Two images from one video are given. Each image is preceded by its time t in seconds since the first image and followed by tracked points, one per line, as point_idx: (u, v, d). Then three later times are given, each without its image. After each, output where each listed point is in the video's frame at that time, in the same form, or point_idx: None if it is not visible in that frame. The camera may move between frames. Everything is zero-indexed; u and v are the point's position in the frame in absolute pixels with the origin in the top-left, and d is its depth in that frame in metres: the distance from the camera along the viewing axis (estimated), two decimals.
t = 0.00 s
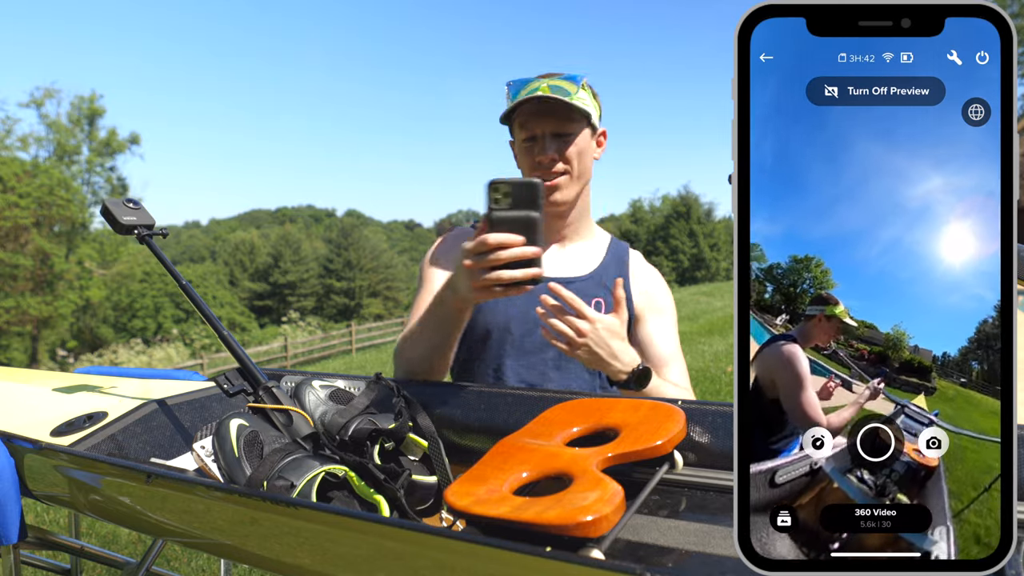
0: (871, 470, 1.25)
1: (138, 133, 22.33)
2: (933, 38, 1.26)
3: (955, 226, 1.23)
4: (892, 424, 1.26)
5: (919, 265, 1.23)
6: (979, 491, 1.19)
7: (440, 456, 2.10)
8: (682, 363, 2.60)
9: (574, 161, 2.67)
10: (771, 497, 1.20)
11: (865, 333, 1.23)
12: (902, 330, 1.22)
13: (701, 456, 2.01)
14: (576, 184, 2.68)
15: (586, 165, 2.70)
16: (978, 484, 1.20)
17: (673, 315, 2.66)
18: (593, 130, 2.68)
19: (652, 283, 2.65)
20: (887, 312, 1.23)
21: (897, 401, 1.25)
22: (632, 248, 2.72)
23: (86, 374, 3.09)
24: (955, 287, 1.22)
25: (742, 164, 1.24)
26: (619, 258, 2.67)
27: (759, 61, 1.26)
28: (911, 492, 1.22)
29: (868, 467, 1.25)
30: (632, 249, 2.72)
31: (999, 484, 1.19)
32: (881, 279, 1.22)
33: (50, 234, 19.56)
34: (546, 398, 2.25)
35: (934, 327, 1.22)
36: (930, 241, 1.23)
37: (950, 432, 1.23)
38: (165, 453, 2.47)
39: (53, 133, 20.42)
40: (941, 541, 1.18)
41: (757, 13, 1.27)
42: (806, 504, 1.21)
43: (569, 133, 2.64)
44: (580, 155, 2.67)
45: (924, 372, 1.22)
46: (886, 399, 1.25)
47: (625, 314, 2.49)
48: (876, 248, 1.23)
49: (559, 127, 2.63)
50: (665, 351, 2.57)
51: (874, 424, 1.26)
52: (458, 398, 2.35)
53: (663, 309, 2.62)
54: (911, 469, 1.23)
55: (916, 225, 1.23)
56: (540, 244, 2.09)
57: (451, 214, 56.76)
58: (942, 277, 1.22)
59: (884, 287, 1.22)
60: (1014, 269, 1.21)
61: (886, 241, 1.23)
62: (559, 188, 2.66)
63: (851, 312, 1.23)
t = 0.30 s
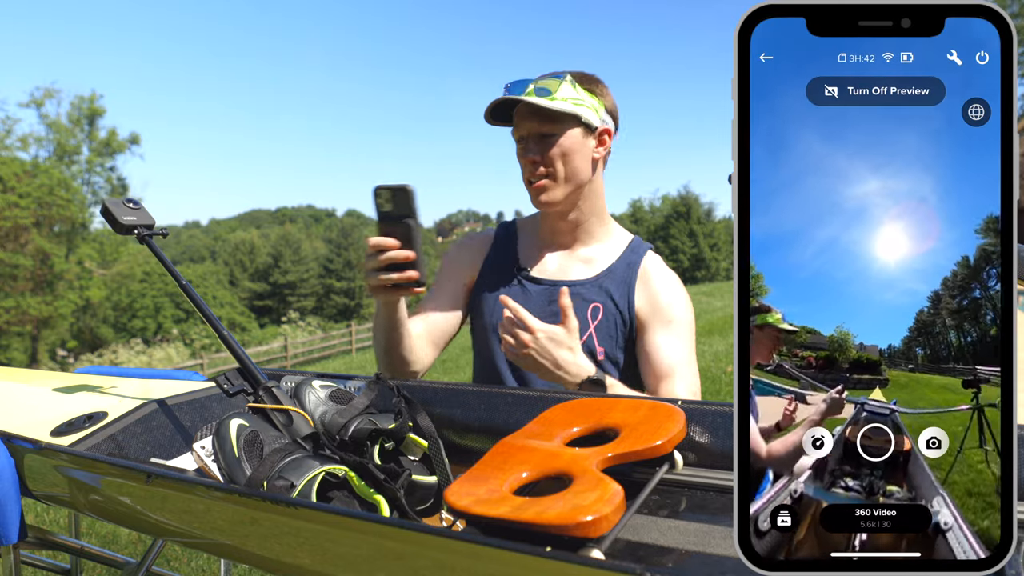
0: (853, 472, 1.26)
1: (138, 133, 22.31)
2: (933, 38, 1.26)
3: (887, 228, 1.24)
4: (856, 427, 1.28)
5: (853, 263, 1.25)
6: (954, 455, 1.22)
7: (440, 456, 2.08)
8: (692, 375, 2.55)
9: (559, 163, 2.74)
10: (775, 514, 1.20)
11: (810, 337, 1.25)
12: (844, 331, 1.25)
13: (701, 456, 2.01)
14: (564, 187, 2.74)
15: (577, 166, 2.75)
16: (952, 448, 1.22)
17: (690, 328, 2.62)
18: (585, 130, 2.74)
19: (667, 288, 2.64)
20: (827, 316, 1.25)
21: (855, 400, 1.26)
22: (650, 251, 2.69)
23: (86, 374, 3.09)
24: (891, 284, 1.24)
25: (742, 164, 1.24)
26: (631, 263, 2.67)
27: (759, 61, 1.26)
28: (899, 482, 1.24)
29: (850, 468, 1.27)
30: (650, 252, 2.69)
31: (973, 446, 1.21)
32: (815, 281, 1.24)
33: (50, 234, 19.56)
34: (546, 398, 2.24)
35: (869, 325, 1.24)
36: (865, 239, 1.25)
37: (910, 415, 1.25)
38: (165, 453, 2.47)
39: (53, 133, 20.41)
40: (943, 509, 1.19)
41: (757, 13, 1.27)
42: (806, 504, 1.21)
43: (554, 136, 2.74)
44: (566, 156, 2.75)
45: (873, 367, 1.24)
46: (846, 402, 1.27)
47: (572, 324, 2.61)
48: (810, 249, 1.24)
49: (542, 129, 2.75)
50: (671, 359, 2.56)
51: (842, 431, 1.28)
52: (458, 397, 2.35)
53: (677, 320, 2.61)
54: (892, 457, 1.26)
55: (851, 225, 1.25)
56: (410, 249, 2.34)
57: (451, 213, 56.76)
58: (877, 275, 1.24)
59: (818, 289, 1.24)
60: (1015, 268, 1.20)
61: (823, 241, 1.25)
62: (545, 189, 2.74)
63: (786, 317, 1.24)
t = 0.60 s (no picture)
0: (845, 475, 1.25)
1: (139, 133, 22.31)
2: (933, 38, 1.27)
3: (819, 229, 1.24)
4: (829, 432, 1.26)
5: (791, 261, 1.24)
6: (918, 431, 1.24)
7: (440, 456, 2.08)
8: (693, 386, 2.42)
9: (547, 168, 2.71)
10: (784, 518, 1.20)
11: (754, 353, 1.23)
12: (783, 343, 1.23)
13: (701, 456, 2.01)
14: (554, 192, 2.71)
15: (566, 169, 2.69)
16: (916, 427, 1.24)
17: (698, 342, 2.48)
18: (574, 133, 2.68)
19: (677, 289, 2.54)
20: (763, 324, 1.23)
21: (813, 414, 1.25)
22: (666, 250, 2.62)
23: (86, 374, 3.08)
24: (825, 285, 1.24)
25: (742, 164, 1.25)
26: (639, 265, 2.61)
27: (759, 61, 1.26)
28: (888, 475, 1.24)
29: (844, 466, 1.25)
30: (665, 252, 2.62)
31: (935, 419, 1.23)
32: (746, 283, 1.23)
33: (50, 234, 19.56)
34: (546, 398, 2.25)
35: (804, 327, 1.24)
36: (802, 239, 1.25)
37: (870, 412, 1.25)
38: (165, 453, 2.47)
39: (54, 133, 20.41)
40: (932, 481, 1.23)
41: (757, 13, 1.27)
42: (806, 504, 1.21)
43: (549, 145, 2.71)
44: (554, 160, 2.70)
45: (822, 376, 1.25)
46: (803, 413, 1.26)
47: (538, 331, 2.57)
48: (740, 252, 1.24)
49: (531, 135, 2.72)
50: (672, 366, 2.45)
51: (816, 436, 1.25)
52: (458, 398, 2.35)
53: (681, 329, 2.48)
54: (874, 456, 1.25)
55: (784, 227, 1.25)
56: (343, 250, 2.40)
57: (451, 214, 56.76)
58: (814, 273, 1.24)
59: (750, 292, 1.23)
60: (1015, 268, 1.21)
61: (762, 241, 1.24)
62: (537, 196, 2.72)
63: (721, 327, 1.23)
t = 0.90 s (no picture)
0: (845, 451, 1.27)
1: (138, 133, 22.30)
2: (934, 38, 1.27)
3: (766, 229, 1.24)
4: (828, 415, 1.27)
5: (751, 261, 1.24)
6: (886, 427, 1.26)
7: (440, 456, 2.08)
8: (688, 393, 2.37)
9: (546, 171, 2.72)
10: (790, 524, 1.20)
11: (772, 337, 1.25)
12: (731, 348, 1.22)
13: (701, 456, 2.01)
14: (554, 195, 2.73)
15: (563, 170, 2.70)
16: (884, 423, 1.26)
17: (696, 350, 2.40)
18: (568, 135, 2.67)
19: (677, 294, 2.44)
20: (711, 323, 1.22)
21: (776, 436, 1.23)
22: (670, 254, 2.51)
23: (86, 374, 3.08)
24: (771, 291, 1.24)
25: (742, 164, 1.25)
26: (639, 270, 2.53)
27: (759, 61, 1.26)
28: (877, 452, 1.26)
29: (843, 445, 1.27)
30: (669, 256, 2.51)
31: (899, 414, 1.25)
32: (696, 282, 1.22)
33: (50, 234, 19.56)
34: (546, 399, 2.25)
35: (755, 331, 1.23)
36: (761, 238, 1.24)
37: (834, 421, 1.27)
38: (165, 453, 2.47)
39: (54, 133, 20.38)
40: (912, 471, 1.24)
41: (757, 13, 1.27)
42: (805, 504, 1.22)
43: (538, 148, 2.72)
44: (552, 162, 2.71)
45: (777, 395, 1.23)
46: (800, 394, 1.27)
47: (518, 341, 2.61)
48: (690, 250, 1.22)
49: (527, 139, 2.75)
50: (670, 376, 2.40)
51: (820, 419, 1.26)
52: (458, 397, 2.35)
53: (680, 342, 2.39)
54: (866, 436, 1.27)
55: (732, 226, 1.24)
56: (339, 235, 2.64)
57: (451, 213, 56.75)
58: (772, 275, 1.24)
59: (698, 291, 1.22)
60: (1015, 268, 1.20)
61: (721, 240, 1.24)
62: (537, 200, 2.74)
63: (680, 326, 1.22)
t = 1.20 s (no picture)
0: (851, 402, 1.32)
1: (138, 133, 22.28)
2: (933, 38, 1.26)
3: (855, 165, 1.26)
4: (845, 363, 1.30)
5: (767, 246, 1.24)
6: (926, 378, 1.25)
7: (440, 456, 2.07)
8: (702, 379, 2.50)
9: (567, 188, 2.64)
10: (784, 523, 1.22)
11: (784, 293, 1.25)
12: (820, 279, 1.26)
13: (701, 456, 2.01)
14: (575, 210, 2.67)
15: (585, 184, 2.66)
16: (926, 372, 1.25)
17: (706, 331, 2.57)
18: (588, 145, 2.65)
19: (680, 278, 2.59)
20: (801, 264, 1.25)
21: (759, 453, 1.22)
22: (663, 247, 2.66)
23: (86, 374, 3.08)
24: (859, 226, 1.26)
25: (742, 163, 1.25)
26: (646, 260, 2.62)
27: (760, 61, 1.26)
28: (889, 402, 1.29)
29: (846, 403, 1.32)
30: (663, 248, 2.66)
31: (943, 369, 1.24)
32: (779, 231, 1.24)
33: (50, 234, 19.55)
34: (546, 398, 2.24)
35: (841, 267, 1.25)
36: (775, 225, 1.25)
37: (889, 347, 1.27)
38: (165, 453, 2.47)
39: (53, 133, 20.36)
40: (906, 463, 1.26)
41: (757, 12, 1.26)
42: (806, 505, 1.23)
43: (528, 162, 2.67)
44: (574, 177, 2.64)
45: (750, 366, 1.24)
46: (829, 343, 1.29)
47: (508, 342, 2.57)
48: (766, 197, 1.25)
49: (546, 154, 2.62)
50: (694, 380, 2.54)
51: (834, 371, 1.30)
52: (458, 397, 2.35)
53: (697, 319, 2.56)
54: (877, 386, 1.29)
55: (811, 165, 1.27)
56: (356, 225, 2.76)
57: (451, 213, 56.75)
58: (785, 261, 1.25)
59: (782, 238, 1.24)
60: (1016, 267, 1.20)
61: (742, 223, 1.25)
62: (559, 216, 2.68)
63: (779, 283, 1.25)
